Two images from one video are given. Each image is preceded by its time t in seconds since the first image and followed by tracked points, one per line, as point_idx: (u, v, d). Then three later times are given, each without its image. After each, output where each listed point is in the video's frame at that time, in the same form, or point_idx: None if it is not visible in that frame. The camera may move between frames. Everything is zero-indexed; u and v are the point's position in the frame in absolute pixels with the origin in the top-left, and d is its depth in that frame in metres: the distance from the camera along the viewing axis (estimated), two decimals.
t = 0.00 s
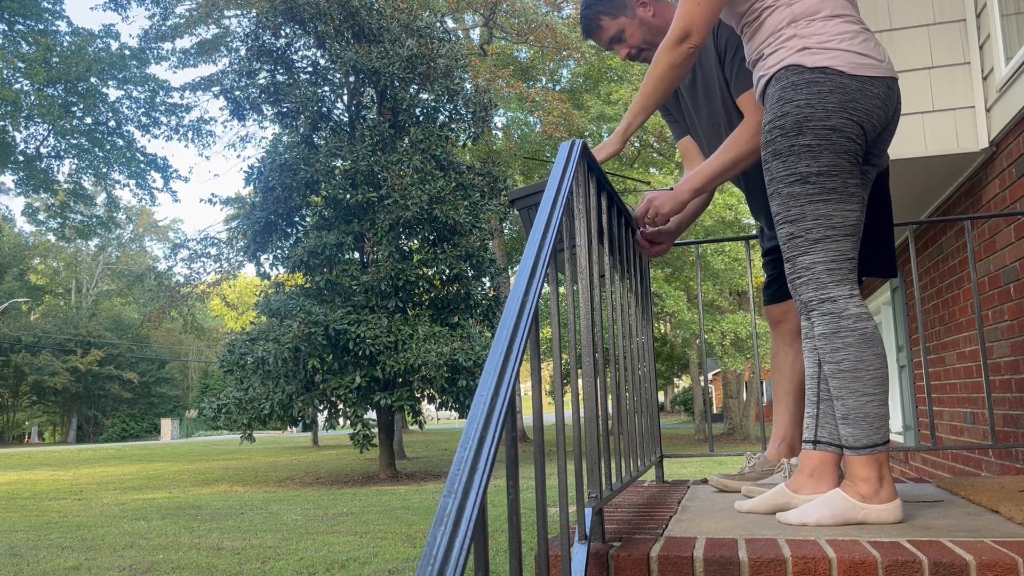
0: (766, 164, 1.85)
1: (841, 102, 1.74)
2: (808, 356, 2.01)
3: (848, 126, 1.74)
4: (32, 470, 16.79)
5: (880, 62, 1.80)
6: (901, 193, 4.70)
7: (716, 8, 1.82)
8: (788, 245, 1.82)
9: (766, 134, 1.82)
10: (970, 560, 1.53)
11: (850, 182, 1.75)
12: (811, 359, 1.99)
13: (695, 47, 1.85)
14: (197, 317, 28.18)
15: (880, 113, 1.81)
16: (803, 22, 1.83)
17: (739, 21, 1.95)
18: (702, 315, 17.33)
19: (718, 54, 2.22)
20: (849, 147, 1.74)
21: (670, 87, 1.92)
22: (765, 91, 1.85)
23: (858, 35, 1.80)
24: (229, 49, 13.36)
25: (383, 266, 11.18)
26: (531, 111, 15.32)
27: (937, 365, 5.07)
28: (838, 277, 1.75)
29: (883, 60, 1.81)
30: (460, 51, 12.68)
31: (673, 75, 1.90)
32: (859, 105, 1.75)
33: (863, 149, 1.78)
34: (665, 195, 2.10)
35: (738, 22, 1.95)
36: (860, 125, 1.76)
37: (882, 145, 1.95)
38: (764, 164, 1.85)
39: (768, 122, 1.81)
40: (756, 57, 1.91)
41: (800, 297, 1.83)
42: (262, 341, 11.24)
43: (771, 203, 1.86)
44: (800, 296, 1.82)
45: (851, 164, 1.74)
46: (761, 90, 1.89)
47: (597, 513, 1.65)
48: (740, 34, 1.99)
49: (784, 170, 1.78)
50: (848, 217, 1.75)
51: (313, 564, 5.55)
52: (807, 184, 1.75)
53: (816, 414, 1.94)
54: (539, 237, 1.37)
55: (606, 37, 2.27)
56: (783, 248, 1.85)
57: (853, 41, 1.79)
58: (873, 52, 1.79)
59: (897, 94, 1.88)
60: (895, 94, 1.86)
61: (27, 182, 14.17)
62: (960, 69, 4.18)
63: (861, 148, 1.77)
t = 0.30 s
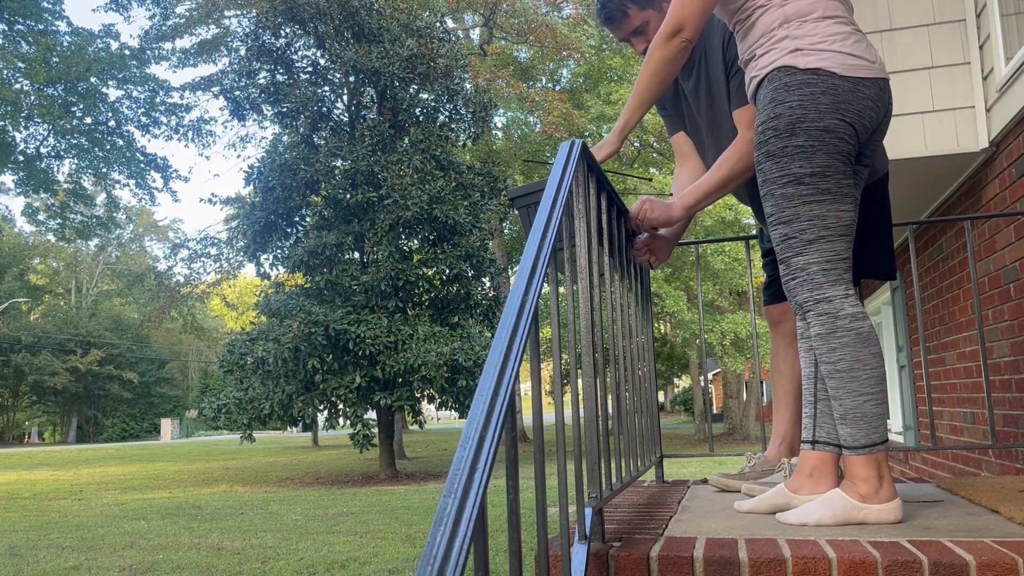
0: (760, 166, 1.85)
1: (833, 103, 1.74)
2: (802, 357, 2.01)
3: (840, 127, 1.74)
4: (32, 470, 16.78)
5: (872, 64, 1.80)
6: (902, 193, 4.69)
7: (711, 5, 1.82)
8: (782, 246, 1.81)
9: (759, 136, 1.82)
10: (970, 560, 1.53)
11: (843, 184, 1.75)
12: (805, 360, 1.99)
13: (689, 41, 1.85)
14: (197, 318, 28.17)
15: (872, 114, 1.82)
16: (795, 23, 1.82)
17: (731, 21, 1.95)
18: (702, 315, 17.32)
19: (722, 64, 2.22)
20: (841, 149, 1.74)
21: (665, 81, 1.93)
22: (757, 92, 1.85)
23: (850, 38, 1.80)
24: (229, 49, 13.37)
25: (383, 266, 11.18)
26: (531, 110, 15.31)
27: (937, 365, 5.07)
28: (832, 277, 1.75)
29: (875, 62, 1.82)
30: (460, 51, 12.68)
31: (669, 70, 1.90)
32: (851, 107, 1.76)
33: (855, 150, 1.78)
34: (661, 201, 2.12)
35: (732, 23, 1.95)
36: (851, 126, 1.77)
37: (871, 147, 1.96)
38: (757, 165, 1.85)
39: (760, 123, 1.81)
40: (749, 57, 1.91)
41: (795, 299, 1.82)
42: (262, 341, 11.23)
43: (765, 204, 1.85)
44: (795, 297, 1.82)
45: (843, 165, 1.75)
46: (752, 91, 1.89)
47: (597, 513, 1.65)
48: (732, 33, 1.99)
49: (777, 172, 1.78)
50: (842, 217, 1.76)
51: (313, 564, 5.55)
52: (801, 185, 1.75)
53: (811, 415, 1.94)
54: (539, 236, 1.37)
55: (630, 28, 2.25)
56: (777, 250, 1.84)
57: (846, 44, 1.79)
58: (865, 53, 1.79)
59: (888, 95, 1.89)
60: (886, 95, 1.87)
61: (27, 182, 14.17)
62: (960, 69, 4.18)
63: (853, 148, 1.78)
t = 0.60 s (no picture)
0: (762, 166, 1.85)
1: (836, 104, 1.74)
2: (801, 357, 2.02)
3: (843, 128, 1.74)
4: (32, 470, 16.77)
5: (874, 65, 1.80)
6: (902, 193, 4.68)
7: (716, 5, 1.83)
8: (785, 247, 1.82)
9: (761, 137, 1.82)
10: (970, 560, 1.53)
11: (845, 184, 1.75)
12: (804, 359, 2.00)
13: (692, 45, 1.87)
14: (197, 318, 28.18)
15: (874, 115, 1.82)
16: (797, 23, 1.82)
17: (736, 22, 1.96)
18: (702, 315, 17.33)
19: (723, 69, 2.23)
20: (844, 149, 1.74)
21: (666, 82, 1.92)
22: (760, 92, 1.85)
23: (853, 38, 1.80)
24: (229, 49, 13.37)
25: (383, 266, 11.18)
26: (531, 110, 15.30)
27: (937, 365, 5.07)
28: (833, 278, 1.75)
29: (878, 62, 1.81)
30: (460, 51, 12.67)
31: (669, 71, 1.90)
32: (853, 107, 1.76)
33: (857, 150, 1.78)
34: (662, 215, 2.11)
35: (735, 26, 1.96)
36: (854, 126, 1.77)
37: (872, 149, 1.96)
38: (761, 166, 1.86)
39: (762, 124, 1.81)
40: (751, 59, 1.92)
41: (797, 299, 1.82)
42: (262, 341, 11.23)
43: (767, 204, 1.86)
44: (798, 298, 1.82)
45: (846, 166, 1.75)
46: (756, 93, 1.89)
47: (597, 513, 1.65)
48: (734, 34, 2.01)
49: (779, 172, 1.78)
50: (844, 216, 1.76)
51: (313, 564, 5.54)
52: (803, 185, 1.75)
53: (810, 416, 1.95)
54: (539, 236, 1.37)
55: (635, 21, 2.26)
56: (779, 251, 1.84)
57: (849, 44, 1.79)
58: (867, 53, 1.79)
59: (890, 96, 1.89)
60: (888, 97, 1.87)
61: (27, 182, 14.16)
62: (960, 69, 4.18)
63: (855, 149, 1.78)
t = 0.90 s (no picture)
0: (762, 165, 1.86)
1: (836, 104, 1.74)
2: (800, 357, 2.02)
3: (842, 128, 1.74)
4: (32, 470, 16.76)
5: (873, 65, 1.80)
6: (902, 193, 4.68)
7: (715, 5, 1.81)
8: (785, 246, 1.82)
9: (760, 138, 1.82)
10: (970, 560, 1.53)
11: (845, 183, 1.75)
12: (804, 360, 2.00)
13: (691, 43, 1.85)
14: (197, 318, 28.20)
15: (873, 115, 1.82)
16: (797, 24, 1.82)
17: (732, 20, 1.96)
18: (702, 315, 17.33)
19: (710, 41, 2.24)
20: (843, 149, 1.74)
21: (666, 83, 1.93)
22: (760, 91, 1.85)
23: (851, 38, 1.80)
24: (229, 49, 13.37)
25: (383, 266, 11.19)
26: (531, 110, 15.29)
27: (937, 365, 5.07)
28: (831, 278, 1.75)
29: (876, 62, 1.81)
30: (460, 51, 12.68)
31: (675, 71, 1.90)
32: (852, 107, 1.76)
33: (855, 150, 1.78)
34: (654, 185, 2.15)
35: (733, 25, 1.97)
36: (854, 126, 1.77)
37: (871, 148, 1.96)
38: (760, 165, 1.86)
39: (762, 124, 1.81)
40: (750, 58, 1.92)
41: (797, 299, 1.82)
42: (262, 341, 11.23)
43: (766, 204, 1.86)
44: (797, 298, 1.83)
45: (844, 166, 1.75)
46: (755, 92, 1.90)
47: (597, 513, 1.66)
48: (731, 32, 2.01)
49: (779, 172, 1.78)
50: (844, 217, 1.76)
51: (314, 564, 5.54)
52: (803, 185, 1.75)
53: (810, 416, 1.96)
54: (539, 236, 1.36)
55: (611, 8, 2.22)
56: (779, 251, 1.84)
57: (847, 45, 1.79)
58: (866, 54, 1.79)
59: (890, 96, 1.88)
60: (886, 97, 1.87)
61: (27, 182, 14.16)
62: (959, 69, 4.18)
63: (854, 149, 1.78)
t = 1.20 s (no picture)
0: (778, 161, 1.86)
1: (855, 99, 1.74)
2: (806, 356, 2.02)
3: (861, 123, 1.74)
4: (31, 470, 16.74)
5: (896, 60, 1.79)
6: (902, 193, 4.67)
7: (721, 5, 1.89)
8: (799, 244, 1.82)
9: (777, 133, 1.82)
10: (969, 560, 1.53)
11: (862, 181, 1.75)
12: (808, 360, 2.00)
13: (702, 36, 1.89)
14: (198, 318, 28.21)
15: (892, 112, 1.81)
16: (817, 17, 1.82)
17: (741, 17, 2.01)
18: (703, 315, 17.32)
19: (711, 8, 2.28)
20: (860, 145, 1.74)
21: (672, 76, 1.93)
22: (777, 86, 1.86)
23: (873, 32, 1.80)
24: (229, 49, 13.37)
25: (383, 266, 11.18)
26: (531, 110, 15.28)
27: (937, 365, 5.07)
28: (842, 277, 1.75)
29: (899, 58, 1.81)
30: (460, 51, 12.68)
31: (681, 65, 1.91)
32: (872, 102, 1.75)
33: (873, 145, 1.78)
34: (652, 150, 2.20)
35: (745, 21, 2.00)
36: (873, 122, 1.77)
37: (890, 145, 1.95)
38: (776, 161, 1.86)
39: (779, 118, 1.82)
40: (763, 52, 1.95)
41: (808, 297, 1.82)
42: (262, 341, 11.22)
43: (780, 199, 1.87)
44: (811, 295, 1.83)
45: (862, 162, 1.75)
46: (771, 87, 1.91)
47: (597, 513, 1.66)
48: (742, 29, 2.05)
49: (795, 167, 1.79)
50: (860, 215, 1.76)
51: (314, 564, 5.54)
52: (820, 181, 1.76)
53: (812, 416, 1.95)
54: (540, 236, 1.37)
55: None
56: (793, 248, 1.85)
57: (869, 38, 1.78)
58: (888, 49, 1.79)
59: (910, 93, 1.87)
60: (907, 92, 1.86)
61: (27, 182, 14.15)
62: (959, 69, 4.17)
63: (873, 145, 1.78)
